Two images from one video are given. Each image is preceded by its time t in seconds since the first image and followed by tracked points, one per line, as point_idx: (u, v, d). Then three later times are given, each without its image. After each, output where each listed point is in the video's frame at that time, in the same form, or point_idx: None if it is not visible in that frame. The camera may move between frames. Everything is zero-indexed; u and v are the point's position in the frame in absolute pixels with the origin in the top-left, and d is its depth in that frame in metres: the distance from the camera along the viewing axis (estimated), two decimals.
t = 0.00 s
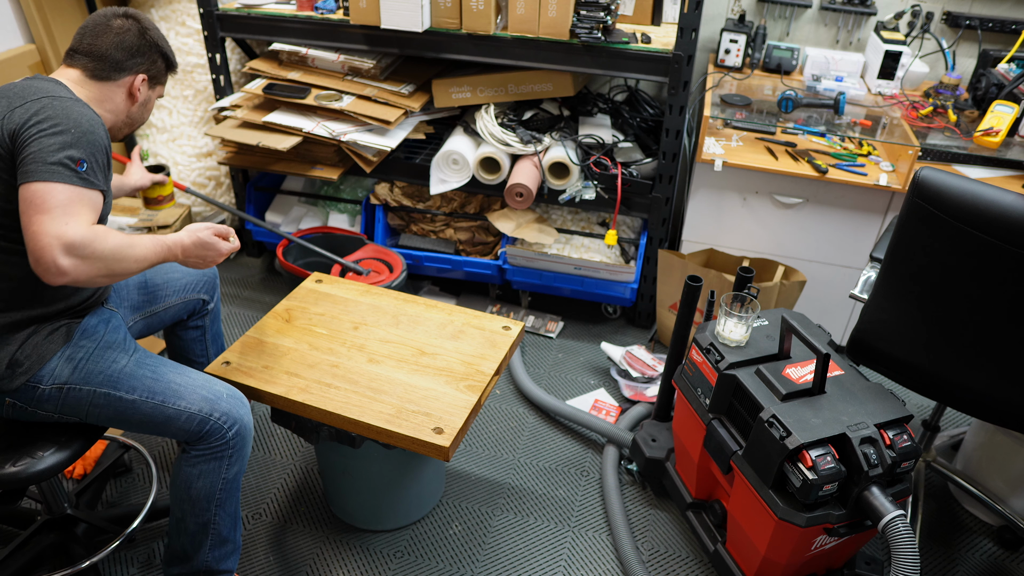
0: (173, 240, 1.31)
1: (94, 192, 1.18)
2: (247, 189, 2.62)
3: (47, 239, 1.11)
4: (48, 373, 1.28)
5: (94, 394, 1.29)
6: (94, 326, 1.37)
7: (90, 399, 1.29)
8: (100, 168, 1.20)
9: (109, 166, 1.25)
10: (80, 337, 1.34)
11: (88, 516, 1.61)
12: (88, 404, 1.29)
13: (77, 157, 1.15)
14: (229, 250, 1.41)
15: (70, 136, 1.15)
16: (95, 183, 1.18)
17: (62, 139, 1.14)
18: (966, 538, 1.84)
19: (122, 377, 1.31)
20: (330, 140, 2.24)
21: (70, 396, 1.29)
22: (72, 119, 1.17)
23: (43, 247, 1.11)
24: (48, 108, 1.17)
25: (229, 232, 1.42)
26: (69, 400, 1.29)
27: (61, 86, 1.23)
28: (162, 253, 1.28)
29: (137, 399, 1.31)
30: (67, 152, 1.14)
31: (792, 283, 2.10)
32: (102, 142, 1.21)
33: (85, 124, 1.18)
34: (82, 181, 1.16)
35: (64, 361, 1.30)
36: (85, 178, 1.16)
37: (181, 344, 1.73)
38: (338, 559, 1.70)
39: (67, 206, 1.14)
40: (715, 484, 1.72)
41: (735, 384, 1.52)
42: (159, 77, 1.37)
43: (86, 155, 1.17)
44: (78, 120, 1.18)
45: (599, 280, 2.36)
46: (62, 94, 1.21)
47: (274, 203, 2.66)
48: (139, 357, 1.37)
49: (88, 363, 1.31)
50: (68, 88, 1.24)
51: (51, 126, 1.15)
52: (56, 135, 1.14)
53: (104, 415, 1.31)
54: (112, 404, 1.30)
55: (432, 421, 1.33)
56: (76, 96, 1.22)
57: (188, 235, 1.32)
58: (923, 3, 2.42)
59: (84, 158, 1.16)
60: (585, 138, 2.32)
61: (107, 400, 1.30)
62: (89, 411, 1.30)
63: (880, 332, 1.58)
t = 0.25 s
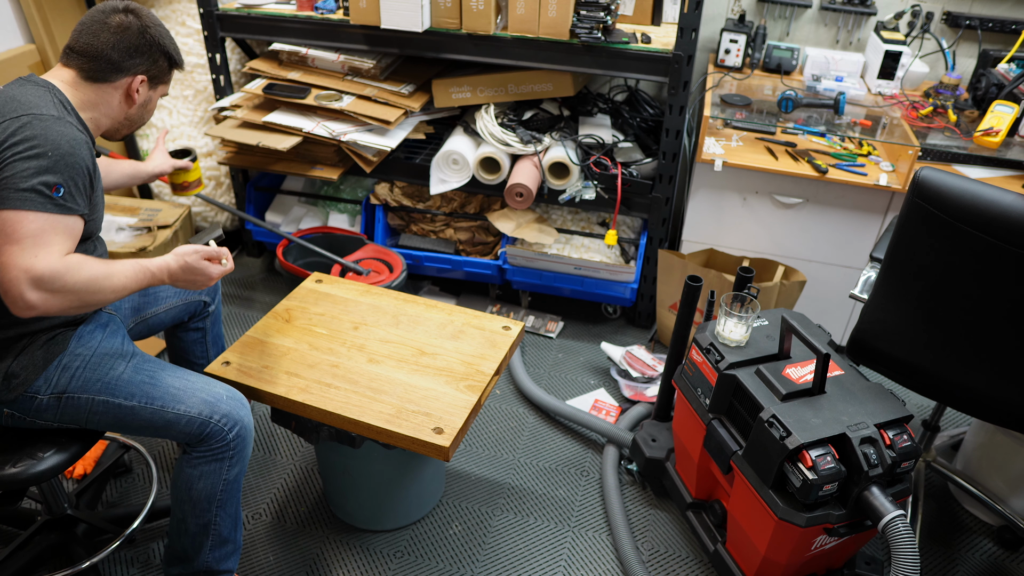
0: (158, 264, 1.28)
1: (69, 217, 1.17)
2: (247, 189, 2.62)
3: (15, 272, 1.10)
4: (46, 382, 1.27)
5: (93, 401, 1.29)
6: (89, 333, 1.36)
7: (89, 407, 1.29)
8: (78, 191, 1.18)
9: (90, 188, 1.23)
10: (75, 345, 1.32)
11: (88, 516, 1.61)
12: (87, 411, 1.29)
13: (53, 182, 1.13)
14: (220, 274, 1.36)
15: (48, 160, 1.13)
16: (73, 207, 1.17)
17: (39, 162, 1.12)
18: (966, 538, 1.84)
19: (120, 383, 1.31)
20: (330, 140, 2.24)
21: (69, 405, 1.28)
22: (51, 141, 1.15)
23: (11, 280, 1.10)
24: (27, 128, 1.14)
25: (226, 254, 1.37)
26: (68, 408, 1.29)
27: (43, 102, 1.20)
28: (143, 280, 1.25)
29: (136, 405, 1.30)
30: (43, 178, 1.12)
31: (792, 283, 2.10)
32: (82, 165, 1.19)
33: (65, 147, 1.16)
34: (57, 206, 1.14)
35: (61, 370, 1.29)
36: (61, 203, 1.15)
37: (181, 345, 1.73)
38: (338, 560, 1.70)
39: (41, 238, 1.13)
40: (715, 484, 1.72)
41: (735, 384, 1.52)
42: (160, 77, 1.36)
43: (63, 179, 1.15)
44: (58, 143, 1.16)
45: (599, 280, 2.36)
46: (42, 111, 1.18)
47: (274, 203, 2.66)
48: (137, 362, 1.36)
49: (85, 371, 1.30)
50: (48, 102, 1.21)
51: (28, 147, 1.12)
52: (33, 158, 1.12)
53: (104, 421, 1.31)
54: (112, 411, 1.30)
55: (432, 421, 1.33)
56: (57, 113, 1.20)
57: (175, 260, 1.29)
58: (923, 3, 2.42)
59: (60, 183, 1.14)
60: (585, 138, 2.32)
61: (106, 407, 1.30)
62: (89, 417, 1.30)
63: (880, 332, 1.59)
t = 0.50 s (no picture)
0: (145, 292, 1.24)
1: (45, 248, 1.13)
2: (247, 189, 2.62)
3: None
4: (45, 390, 1.28)
5: (94, 406, 1.30)
6: (88, 340, 1.37)
7: (90, 412, 1.30)
8: (55, 220, 1.14)
9: (70, 213, 1.19)
10: (73, 351, 1.34)
11: (88, 516, 1.61)
12: (88, 417, 1.30)
13: (27, 214, 1.09)
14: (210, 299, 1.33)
15: (22, 192, 1.09)
16: (49, 238, 1.13)
17: (13, 194, 1.08)
18: (966, 538, 1.84)
19: (120, 388, 1.32)
20: (330, 140, 2.24)
21: (69, 411, 1.29)
22: (26, 170, 1.10)
23: None
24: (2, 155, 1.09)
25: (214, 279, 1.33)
26: (68, 415, 1.29)
27: (20, 121, 1.15)
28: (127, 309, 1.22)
29: (137, 409, 1.31)
30: (16, 211, 1.08)
31: (792, 283, 2.10)
32: (60, 192, 1.15)
33: (41, 176, 1.12)
34: (32, 239, 1.11)
35: (61, 377, 1.30)
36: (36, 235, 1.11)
37: (181, 346, 1.72)
38: (339, 559, 1.70)
39: (17, 275, 1.10)
40: (715, 484, 1.72)
41: (735, 384, 1.53)
42: (154, 75, 1.28)
43: (38, 211, 1.11)
44: (34, 172, 1.11)
45: (599, 280, 2.36)
46: (19, 135, 1.13)
47: (274, 203, 2.66)
48: (137, 367, 1.37)
49: (85, 377, 1.31)
50: (27, 122, 1.15)
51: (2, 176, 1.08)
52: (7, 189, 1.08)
53: (105, 426, 1.32)
54: (112, 416, 1.30)
55: (432, 421, 1.33)
56: (36, 137, 1.14)
57: (162, 287, 1.25)
58: (923, 3, 2.42)
59: (34, 214, 1.10)
60: (585, 138, 2.32)
61: (107, 412, 1.30)
62: (90, 423, 1.30)
63: (880, 332, 1.59)
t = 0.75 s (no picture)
0: (133, 320, 1.23)
1: (23, 280, 1.10)
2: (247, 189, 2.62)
3: None
4: (41, 395, 1.27)
5: (91, 412, 1.29)
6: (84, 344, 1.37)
7: (86, 418, 1.29)
8: (34, 250, 1.11)
9: (49, 236, 1.15)
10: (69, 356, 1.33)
11: (88, 517, 1.61)
12: (85, 422, 1.30)
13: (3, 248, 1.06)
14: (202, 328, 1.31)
15: None
16: (28, 269, 1.10)
17: None
18: (966, 538, 1.84)
19: (116, 393, 1.31)
20: (330, 140, 2.24)
21: (66, 417, 1.28)
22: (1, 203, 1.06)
23: None
24: None
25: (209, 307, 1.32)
26: (65, 420, 1.29)
27: None
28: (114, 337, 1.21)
29: (134, 414, 1.31)
30: None
31: (792, 283, 2.10)
32: (37, 222, 1.11)
33: (17, 208, 1.07)
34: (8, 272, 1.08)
35: (56, 383, 1.29)
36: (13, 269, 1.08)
37: (181, 347, 1.72)
38: (338, 560, 1.70)
39: None
40: (715, 484, 1.72)
41: (735, 384, 1.53)
42: (141, 81, 1.21)
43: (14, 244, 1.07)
44: (9, 204, 1.07)
45: (599, 280, 2.36)
46: None
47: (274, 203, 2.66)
48: (133, 371, 1.36)
49: (80, 382, 1.30)
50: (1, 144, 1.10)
51: None
52: None
53: (103, 430, 1.32)
54: (110, 421, 1.31)
55: (432, 421, 1.33)
56: (10, 163, 1.09)
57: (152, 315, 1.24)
58: (923, 3, 2.42)
59: (11, 248, 1.07)
60: (585, 138, 2.32)
61: (104, 417, 1.30)
62: (87, 427, 1.30)
63: (880, 332, 1.59)
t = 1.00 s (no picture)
0: (132, 340, 1.25)
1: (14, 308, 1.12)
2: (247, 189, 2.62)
3: None
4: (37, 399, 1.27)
5: (87, 416, 1.29)
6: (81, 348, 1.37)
7: (83, 422, 1.30)
8: (20, 276, 1.12)
9: (31, 258, 1.15)
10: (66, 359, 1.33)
11: (88, 517, 1.61)
12: (82, 426, 1.30)
13: None
14: (201, 354, 1.30)
15: None
16: (16, 295, 1.11)
17: None
18: (966, 538, 1.84)
19: (113, 397, 1.32)
20: (330, 140, 2.24)
21: (63, 420, 1.29)
22: None
23: None
24: None
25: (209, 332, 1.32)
26: (62, 424, 1.29)
27: None
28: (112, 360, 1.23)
29: (131, 418, 1.31)
30: None
31: (792, 283, 2.10)
32: (17, 248, 1.11)
33: None
34: None
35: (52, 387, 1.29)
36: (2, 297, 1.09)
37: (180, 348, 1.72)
38: (338, 560, 1.70)
39: None
40: (715, 484, 1.72)
41: (735, 384, 1.53)
42: (125, 85, 1.17)
43: None
44: None
45: (599, 280, 2.36)
46: None
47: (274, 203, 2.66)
48: (129, 375, 1.36)
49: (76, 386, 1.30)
50: None
51: None
52: None
53: (99, 434, 1.32)
54: (106, 426, 1.31)
55: (432, 421, 1.33)
56: None
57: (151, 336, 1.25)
58: (923, 3, 2.42)
59: None
60: (585, 138, 2.32)
61: (101, 421, 1.30)
62: (84, 432, 1.31)
63: (880, 332, 1.59)
